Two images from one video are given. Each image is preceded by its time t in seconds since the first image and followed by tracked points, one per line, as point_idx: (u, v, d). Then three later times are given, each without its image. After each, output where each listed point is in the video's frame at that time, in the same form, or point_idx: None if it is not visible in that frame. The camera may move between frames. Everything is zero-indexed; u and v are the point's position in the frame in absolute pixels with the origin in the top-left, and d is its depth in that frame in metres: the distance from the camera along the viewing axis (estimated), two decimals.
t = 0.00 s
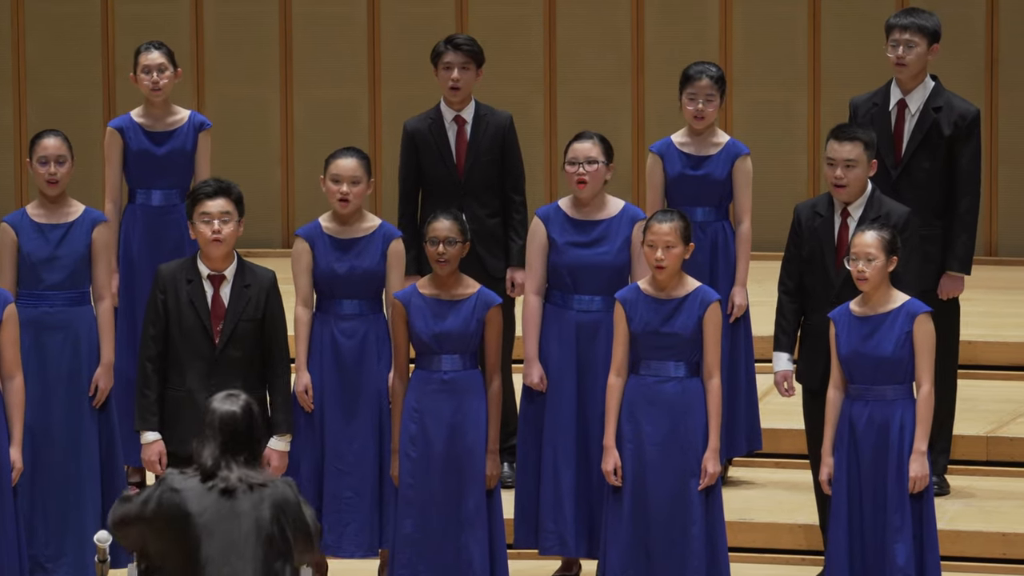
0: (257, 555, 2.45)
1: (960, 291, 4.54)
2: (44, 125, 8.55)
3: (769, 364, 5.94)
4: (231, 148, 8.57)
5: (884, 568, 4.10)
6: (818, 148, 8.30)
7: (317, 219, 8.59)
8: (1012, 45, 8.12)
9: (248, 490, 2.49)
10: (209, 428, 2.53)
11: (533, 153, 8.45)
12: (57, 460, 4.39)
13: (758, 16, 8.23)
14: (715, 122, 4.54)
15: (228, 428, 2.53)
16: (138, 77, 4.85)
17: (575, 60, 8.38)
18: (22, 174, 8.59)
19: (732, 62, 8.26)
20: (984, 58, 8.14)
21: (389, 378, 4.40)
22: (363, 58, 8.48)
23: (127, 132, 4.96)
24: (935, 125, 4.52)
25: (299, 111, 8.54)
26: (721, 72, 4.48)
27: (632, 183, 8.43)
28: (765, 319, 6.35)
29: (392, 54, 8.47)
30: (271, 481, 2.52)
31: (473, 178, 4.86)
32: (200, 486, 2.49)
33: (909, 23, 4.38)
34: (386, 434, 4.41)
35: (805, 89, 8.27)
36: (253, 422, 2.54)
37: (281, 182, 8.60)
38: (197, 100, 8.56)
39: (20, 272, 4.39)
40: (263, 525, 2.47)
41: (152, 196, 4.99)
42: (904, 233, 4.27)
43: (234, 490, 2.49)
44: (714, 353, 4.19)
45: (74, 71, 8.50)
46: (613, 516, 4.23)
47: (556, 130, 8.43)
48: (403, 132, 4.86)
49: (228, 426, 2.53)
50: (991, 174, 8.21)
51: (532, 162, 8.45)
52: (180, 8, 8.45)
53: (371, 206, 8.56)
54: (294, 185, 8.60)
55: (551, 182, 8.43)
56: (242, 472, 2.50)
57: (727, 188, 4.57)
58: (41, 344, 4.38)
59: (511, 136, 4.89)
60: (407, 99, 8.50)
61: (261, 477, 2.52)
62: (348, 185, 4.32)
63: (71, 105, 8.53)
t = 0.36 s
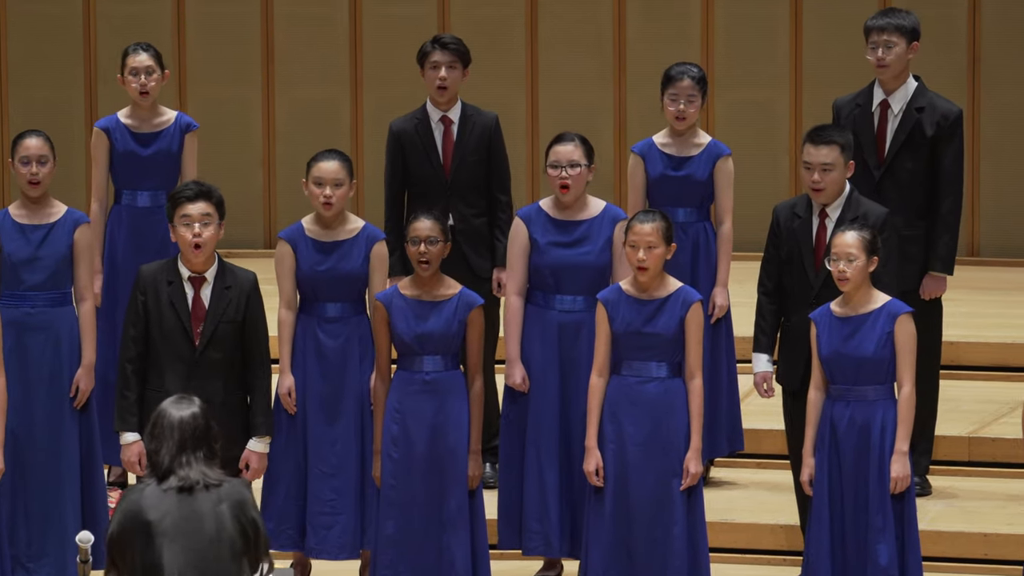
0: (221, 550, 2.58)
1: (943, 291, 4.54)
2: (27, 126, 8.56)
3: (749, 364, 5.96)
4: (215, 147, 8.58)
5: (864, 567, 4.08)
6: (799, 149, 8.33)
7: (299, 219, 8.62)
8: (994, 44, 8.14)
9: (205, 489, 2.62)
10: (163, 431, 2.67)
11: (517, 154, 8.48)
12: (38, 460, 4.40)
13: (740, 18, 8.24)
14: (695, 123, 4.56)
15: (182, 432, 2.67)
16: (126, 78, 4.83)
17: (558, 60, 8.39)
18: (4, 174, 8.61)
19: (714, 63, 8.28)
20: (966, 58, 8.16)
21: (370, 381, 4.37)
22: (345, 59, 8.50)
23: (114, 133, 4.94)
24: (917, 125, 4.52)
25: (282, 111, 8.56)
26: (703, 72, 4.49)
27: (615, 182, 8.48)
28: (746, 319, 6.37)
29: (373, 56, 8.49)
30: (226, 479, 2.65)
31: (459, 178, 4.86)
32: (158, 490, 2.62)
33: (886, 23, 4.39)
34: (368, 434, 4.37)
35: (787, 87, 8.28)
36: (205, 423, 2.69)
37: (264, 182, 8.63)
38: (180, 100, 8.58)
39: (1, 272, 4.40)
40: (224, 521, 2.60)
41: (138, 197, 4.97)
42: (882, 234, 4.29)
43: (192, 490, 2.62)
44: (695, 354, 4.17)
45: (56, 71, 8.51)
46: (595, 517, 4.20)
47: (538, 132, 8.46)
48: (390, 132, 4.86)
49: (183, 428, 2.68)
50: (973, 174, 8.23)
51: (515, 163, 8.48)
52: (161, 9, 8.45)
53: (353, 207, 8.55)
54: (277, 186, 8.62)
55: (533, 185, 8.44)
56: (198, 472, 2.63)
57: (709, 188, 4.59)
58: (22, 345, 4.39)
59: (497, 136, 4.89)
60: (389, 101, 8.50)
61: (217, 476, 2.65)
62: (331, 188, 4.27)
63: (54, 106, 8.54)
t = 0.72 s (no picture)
0: (188, 545, 2.71)
1: (927, 291, 4.52)
2: (11, 126, 8.58)
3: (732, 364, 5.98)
4: (199, 148, 8.59)
5: (846, 568, 4.06)
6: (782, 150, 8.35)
7: (281, 219, 8.61)
8: (976, 45, 8.15)
9: (176, 485, 2.76)
10: (139, 428, 2.83)
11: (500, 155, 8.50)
12: (21, 461, 4.40)
13: (724, 19, 8.26)
14: (678, 124, 4.59)
15: (156, 429, 2.82)
16: (112, 80, 4.82)
17: (542, 61, 8.40)
18: None
19: (697, 64, 8.29)
20: (949, 59, 8.17)
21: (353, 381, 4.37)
22: (328, 60, 8.51)
23: (100, 133, 4.94)
24: (900, 125, 4.51)
25: (264, 112, 8.57)
26: (686, 73, 4.51)
27: (598, 183, 8.49)
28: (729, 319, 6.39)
29: (357, 57, 8.50)
30: (198, 477, 2.79)
31: (447, 179, 4.85)
32: (131, 485, 2.77)
33: (865, 24, 4.40)
34: (351, 435, 4.37)
35: (768, 88, 8.29)
36: (178, 421, 2.84)
37: (246, 183, 8.63)
38: (163, 101, 8.58)
39: None
40: (193, 517, 2.73)
41: (123, 198, 4.96)
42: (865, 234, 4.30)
43: (163, 486, 2.76)
44: (678, 353, 4.15)
45: (39, 72, 8.52)
46: (578, 518, 4.16)
47: (521, 133, 8.46)
48: (379, 132, 4.85)
49: (157, 426, 2.83)
50: (956, 176, 8.21)
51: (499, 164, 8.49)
52: (144, 9, 8.46)
53: (337, 210, 8.55)
54: (259, 186, 8.62)
55: (516, 184, 8.47)
56: (169, 468, 2.77)
57: (691, 188, 4.62)
58: (5, 346, 4.38)
59: (486, 137, 4.89)
60: (373, 101, 8.51)
61: (188, 473, 2.78)
62: (313, 192, 4.28)
63: (37, 109, 8.56)
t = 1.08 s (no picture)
0: (172, 545, 2.76)
1: (911, 291, 4.54)
2: None
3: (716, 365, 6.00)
4: (186, 148, 8.59)
5: (830, 568, 4.02)
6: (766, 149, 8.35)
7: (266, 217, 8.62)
8: (960, 45, 8.16)
9: (161, 486, 2.80)
10: (124, 430, 2.87)
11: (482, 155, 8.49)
12: (7, 463, 4.36)
13: (708, 19, 8.27)
14: (662, 125, 4.60)
15: (141, 430, 2.86)
16: (97, 79, 4.83)
17: (527, 61, 8.40)
18: None
19: (681, 65, 8.31)
20: (934, 60, 8.18)
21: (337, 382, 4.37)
22: (312, 60, 8.52)
23: (86, 133, 4.94)
24: (884, 126, 4.52)
25: (249, 112, 8.58)
26: (671, 74, 4.50)
27: (581, 183, 8.43)
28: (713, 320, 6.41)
29: (341, 57, 8.51)
30: (183, 477, 2.83)
31: (431, 179, 4.86)
32: (117, 485, 2.81)
33: (849, 24, 4.43)
34: (335, 437, 4.37)
35: (753, 88, 8.30)
36: (164, 423, 2.88)
37: (230, 182, 8.64)
38: (147, 100, 8.59)
39: None
40: (177, 517, 2.78)
41: (107, 198, 4.97)
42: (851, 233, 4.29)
43: (147, 486, 2.80)
44: (662, 354, 4.12)
45: (23, 72, 8.52)
46: (561, 520, 4.13)
47: (505, 132, 8.46)
48: (364, 132, 4.86)
49: (142, 427, 2.87)
50: (939, 175, 8.26)
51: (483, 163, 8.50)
52: (128, 9, 8.47)
53: (320, 209, 8.60)
54: (243, 186, 8.63)
55: (500, 185, 8.49)
56: (154, 468, 2.82)
57: (675, 188, 4.65)
58: None
59: (471, 139, 4.89)
60: (357, 102, 8.52)
61: (173, 473, 2.82)
62: (294, 193, 4.28)
63: (21, 108, 8.55)
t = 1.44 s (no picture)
0: (161, 545, 2.77)
1: (895, 293, 4.55)
2: None
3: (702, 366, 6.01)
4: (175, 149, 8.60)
5: (816, 569, 3.99)
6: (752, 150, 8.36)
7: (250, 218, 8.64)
8: (945, 46, 8.17)
9: (149, 485, 2.82)
10: (110, 429, 2.88)
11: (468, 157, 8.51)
12: None
13: (692, 19, 8.29)
14: (648, 126, 4.60)
15: (128, 429, 2.87)
16: (83, 80, 4.83)
17: (512, 62, 8.41)
18: None
19: (666, 66, 8.32)
20: (919, 60, 8.19)
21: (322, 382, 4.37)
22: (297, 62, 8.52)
23: (70, 133, 4.95)
24: (869, 127, 4.52)
25: (234, 115, 8.59)
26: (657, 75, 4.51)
27: (566, 184, 8.51)
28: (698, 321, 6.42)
29: (325, 57, 8.51)
30: (170, 477, 2.84)
31: (416, 180, 4.86)
32: (104, 484, 2.82)
33: (834, 25, 4.41)
34: (319, 438, 4.36)
35: (739, 89, 8.31)
36: (151, 422, 2.89)
37: (215, 181, 8.66)
38: (132, 101, 8.58)
39: None
40: (165, 517, 2.79)
41: (91, 198, 4.98)
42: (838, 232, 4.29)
43: (135, 485, 2.81)
44: (647, 354, 4.09)
45: (9, 73, 8.52)
46: (547, 520, 4.11)
47: (489, 133, 8.49)
48: (348, 133, 4.86)
49: (129, 427, 2.88)
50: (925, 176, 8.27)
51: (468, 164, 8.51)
52: (114, 11, 8.48)
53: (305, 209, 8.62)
54: (228, 186, 8.64)
55: (485, 185, 8.51)
56: (142, 467, 2.83)
57: (661, 189, 4.66)
58: None
59: (455, 140, 4.91)
60: (342, 103, 8.53)
61: (161, 473, 2.84)
62: (280, 194, 4.28)
63: (9, 110, 8.55)
